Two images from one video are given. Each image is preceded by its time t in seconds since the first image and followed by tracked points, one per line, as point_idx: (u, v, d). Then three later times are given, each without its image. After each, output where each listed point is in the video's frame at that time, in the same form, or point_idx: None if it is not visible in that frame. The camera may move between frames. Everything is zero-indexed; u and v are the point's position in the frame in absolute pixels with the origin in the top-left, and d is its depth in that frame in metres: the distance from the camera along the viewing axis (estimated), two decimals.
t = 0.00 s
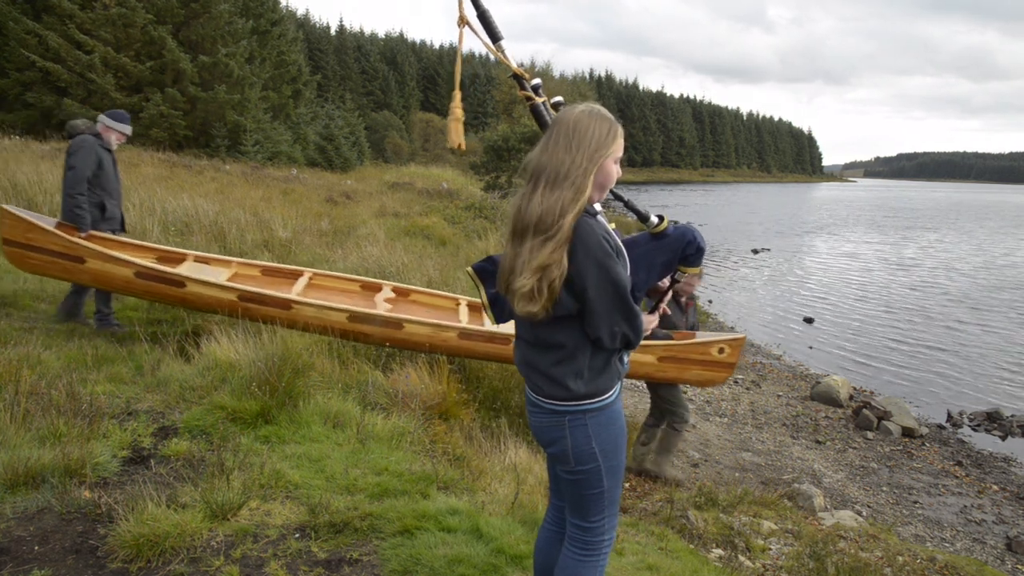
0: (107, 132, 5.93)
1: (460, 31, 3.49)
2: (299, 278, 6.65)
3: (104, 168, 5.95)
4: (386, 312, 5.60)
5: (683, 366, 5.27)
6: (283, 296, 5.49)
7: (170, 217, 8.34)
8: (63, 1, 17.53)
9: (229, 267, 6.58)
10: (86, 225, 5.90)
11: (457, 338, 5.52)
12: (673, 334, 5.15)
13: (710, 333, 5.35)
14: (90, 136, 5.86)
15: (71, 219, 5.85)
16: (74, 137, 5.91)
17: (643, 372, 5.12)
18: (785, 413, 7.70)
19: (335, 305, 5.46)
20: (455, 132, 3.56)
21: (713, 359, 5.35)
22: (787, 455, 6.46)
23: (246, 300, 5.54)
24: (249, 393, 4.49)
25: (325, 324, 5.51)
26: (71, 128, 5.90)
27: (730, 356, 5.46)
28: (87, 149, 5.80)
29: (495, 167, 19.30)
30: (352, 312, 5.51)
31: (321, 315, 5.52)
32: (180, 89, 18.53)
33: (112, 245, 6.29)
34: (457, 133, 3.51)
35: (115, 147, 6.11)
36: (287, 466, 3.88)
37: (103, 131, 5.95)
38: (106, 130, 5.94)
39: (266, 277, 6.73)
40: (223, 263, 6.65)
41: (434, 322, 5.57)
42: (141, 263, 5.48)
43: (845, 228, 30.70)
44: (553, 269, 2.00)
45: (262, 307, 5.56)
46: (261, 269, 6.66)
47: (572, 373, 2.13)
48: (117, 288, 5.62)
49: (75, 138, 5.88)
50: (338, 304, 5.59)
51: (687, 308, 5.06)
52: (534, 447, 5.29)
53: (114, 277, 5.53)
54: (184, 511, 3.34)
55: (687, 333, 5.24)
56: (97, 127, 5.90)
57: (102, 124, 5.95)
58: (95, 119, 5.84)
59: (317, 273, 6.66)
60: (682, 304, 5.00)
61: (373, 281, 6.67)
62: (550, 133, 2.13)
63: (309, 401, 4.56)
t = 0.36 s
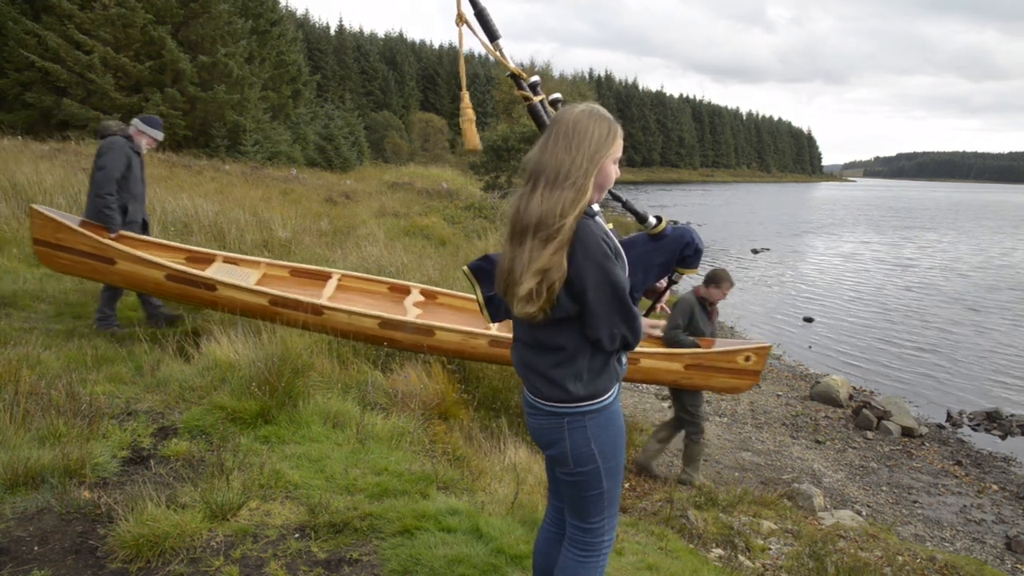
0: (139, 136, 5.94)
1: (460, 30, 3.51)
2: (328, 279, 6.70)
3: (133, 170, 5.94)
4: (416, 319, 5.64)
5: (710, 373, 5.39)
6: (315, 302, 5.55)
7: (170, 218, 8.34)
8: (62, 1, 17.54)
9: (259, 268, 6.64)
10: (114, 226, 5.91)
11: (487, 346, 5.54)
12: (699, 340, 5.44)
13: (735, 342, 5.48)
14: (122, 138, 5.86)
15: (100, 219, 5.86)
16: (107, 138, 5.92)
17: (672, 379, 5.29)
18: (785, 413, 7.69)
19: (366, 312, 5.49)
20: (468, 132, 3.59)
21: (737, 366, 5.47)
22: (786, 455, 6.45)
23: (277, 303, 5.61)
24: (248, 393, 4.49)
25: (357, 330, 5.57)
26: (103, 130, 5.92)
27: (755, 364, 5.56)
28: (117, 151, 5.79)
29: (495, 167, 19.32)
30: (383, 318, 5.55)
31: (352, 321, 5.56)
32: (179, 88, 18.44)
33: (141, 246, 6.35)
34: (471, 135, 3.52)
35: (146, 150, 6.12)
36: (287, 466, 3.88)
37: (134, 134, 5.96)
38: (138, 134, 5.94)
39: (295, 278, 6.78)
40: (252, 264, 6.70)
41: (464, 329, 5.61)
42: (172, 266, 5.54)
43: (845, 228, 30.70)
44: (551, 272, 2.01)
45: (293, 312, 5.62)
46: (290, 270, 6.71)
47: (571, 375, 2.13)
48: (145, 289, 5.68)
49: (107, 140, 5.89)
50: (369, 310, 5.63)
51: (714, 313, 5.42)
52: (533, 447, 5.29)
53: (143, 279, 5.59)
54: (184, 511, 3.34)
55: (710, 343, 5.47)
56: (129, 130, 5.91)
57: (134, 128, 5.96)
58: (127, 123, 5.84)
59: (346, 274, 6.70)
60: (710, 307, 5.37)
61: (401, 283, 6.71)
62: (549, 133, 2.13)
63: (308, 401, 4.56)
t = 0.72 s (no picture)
0: (169, 139, 5.96)
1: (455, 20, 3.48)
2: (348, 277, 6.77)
3: (162, 171, 5.94)
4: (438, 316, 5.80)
5: (728, 369, 5.38)
6: (337, 301, 5.66)
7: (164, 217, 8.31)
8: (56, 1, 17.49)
9: (279, 266, 6.74)
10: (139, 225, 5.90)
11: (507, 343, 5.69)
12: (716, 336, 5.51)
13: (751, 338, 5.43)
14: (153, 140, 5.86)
15: (126, 218, 5.84)
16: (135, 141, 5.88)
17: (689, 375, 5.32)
18: (778, 412, 7.71)
19: (390, 310, 5.65)
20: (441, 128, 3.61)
21: (756, 363, 5.42)
22: (780, 454, 6.46)
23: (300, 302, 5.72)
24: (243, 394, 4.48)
25: (379, 327, 5.71)
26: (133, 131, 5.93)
27: (773, 360, 5.51)
28: (148, 151, 5.78)
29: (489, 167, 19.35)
30: (406, 316, 5.71)
31: (375, 318, 5.71)
32: (174, 88, 18.31)
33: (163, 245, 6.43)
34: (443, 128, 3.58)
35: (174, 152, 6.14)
36: (281, 466, 3.87)
37: (164, 136, 5.97)
38: (168, 136, 5.96)
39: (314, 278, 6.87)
40: (272, 263, 6.79)
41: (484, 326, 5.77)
42: (194, 265, 5.67)
43: (837, 228, 30.84)
44: (546, 272, 2.03)
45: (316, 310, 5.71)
46: (310, 270, 6.82)
47: (569, 372, 2.14)
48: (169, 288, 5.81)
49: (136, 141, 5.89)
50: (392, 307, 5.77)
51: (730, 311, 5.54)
52: (528, 446, 5.28)
53: (166, 277, 5.71)
54: (177, 512, 3.33)
55: (727, 341, 5.51)
56: (159, 132, 5.92)
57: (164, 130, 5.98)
58: (157, 126, 5.87)
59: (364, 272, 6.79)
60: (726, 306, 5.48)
61: (421, 282, 6.78)
62: (544, 134, 2.12)
63: (303, 401, 4.55)
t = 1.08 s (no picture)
0: (166, 145, 5.88)
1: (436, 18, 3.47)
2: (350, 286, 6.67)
3: (162, 178, 5.84)
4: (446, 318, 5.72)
5: (723, 367, 5.47)
6: (347, 303, 5.54)
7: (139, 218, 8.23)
8: None
9: (281, 275, 6.61)
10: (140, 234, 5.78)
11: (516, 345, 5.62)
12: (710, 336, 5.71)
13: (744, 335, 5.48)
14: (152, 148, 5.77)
15: (127, 227, 5.71)
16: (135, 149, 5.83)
17: (687, 373, 5.40)
18: (756, 409, 7.76)
19: (399, 312, 5.54)
20: (441, 119, 3.54)
21: (748, 362, 5.49)
22: (758, 451, 6.50)
23: (308, 305, 5.56)
24: (219, 396, 4.44)
25: (389, 330, 5.61)
26: (132, 140, 5.88)
27: (764, 357, 5.58)
28: (148, 159, 5.69)
29: (467, 167, 19.37)
30: (414, 318, 5.61)
31: (384, 322, 5.60)
32: (148, 88, 18.20)
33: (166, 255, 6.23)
34: (445, 120, 3.47)
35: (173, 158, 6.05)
36: (259, 469, 3.84)
37: (163, 143, 5.90)
38: (167, 143, 5.89)
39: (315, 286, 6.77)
40: (274, 271, 6.66)
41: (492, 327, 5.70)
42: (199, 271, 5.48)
43: (813, 226, 31.21)
44: (531, 275, 2.01)
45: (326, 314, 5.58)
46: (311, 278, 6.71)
47: (548, 374, 2.14)
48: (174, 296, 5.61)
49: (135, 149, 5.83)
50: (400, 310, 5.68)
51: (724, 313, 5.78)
52: (507, 446, 5.27)
53: (171, 285, 5.52)
54: (154, 516, 3.30)
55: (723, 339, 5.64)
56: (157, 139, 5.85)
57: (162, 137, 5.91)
58: (155, 132, 5.79)
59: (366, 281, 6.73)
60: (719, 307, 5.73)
61: (421, 288, 6.72)
62: (524, 135, 2.11)
63: (281, 402, 4.52)
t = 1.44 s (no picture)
0: (171, 159, 5.84)
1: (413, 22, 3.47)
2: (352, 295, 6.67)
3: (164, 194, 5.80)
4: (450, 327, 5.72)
5: (718, 365, 5.56)
6: (352, 314, 5.54)
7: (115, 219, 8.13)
8: None
9: (282, 287, 6.60)
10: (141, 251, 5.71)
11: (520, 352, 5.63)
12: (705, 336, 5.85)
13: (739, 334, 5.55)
14: (155, 162, 5.68)
15: (127, 243, 5.66)
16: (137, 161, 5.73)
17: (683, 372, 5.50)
18: (736, 408, 7.80)
19: (404, 321, 5.56)
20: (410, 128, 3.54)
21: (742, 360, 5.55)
22: (737, 449, 6.54)
23: (313, 317, 5.54)
24: (198, 399, 4.40)
25: (394, 339, 5.63)
26: (134, 150, 5.74)
27: (756, 355, 5.64)
28: (152, 173, 5.64)
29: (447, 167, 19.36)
30: (418, 326, 5.63)
31: (389, 331, 5.63)
32: (124, 88, 18.02)
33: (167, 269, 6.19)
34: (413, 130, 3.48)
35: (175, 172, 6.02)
36: (238, 471, 3.81)
37: (166, 156, 5.83)
38: (171, 156, 5.80)
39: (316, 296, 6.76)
40: (274, 283, 6.65)
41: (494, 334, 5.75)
42: (205, 286, 5.42)
43: (790, 225, 31.56)
44: (511, 270, 2.01)
45: (331, 326, 5.58)
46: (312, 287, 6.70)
47: (530, 374, 2.14)
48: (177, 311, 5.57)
49: (137, 162, 5.71)
50: (404, 319, 5.70)
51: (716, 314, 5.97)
52: (487, 446, 5.27)
53: (176, 300, 5.48)
54: (131, 520, 3.26)
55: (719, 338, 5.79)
56: (161, 151, 5.77)
57: (166, 149, 5.83)
58: (160, 144, 5.73)
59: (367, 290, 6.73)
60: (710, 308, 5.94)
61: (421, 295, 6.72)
62: (504, 133, 2.12)
63: (260, 404, 4.49)
